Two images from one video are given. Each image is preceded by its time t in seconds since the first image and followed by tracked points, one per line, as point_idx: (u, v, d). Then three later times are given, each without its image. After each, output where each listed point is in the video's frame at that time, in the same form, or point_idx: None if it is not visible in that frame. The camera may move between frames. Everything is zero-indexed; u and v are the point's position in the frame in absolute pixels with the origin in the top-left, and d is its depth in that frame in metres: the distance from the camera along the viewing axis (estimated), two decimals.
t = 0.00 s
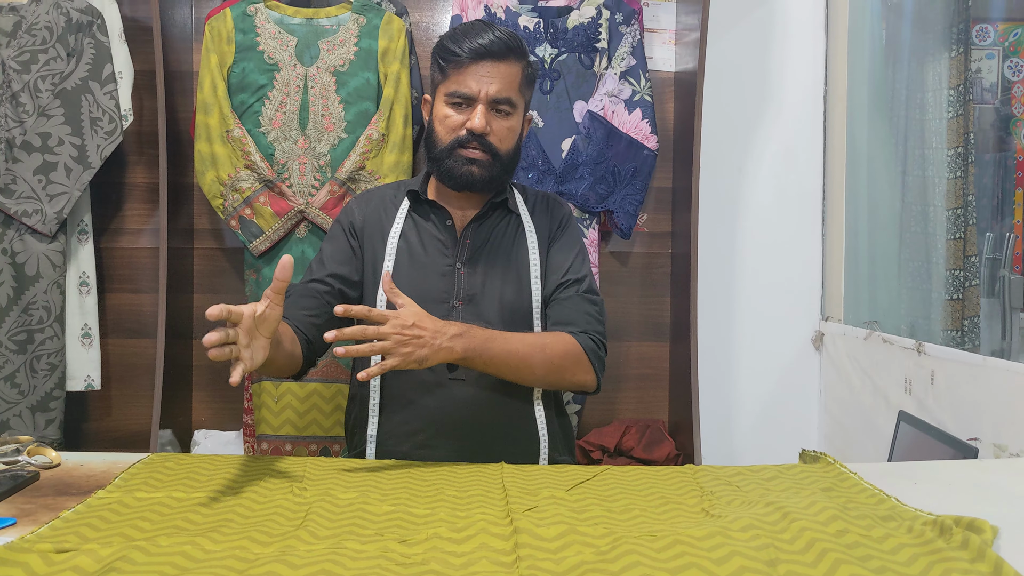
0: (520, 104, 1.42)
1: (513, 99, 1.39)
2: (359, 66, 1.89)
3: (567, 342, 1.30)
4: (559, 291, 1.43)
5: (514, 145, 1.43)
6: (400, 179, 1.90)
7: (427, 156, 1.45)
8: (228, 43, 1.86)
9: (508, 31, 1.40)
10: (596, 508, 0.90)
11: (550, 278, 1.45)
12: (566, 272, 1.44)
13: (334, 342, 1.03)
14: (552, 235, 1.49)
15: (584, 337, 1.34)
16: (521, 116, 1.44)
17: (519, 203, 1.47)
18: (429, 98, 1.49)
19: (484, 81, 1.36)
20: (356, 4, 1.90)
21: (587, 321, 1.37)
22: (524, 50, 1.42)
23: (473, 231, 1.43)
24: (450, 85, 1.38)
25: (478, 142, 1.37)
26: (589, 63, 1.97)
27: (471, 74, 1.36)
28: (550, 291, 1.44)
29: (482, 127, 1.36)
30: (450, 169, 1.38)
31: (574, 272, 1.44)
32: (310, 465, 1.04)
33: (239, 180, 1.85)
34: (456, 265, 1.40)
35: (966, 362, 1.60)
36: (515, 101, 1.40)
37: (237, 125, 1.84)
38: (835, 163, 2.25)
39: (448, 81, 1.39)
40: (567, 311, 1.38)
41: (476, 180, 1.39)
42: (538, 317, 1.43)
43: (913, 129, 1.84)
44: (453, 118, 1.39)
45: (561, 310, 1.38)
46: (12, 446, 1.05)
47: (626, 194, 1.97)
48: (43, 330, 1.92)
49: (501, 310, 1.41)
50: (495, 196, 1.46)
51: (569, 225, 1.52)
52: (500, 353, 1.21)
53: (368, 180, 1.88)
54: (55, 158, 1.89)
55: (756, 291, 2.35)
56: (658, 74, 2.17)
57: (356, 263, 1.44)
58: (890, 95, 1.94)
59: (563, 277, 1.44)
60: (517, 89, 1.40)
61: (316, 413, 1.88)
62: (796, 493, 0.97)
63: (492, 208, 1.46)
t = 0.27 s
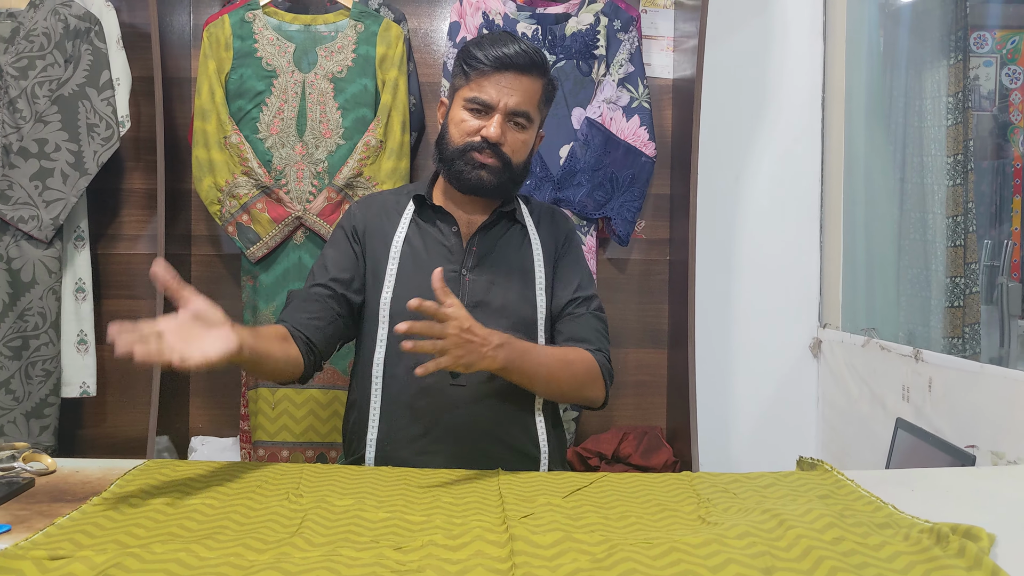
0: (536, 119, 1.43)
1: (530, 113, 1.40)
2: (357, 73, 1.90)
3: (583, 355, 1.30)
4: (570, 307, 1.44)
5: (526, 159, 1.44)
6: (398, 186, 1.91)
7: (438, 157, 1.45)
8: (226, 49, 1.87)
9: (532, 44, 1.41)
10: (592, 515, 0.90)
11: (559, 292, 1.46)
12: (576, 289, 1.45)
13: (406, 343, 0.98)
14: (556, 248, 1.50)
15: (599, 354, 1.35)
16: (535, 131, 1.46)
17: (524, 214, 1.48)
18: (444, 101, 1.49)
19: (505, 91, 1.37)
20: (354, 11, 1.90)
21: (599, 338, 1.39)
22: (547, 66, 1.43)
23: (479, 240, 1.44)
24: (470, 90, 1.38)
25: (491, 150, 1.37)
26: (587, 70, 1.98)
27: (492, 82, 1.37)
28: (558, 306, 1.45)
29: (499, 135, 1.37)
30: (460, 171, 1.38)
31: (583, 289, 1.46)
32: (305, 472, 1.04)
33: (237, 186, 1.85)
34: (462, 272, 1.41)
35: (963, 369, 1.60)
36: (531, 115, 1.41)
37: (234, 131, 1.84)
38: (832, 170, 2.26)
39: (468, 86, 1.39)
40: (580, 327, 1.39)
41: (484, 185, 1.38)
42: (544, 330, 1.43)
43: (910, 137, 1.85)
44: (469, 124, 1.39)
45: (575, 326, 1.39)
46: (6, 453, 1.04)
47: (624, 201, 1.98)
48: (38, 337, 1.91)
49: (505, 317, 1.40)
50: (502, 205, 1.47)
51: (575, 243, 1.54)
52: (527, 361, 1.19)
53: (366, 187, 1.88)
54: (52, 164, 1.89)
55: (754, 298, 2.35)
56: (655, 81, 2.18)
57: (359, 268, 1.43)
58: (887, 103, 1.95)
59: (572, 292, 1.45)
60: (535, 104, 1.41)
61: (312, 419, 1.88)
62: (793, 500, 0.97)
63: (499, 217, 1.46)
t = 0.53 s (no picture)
0: (530, 127, 1.43)
1: (524, 122, 1.40)
2: (356, 78, 1.90)
3: (571, 353, 1.28)
4: (560, 304, 1.43)
5: (521, 167, 1.44)
6: (398, 191, 1.91)
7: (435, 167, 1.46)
8: (226, 55, 1.87)
9: (523, 53, 1.40)
10: (591, 520, 0.90)
11: (552, 290, 1.46)
12: (568, 285, 1.45)
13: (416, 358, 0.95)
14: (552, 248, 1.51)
15: (588, 351, 1.34)
16: (530, 139, 1.46)
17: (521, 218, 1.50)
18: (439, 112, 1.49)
19: (498, 103, 1.36)
20: (354, 17, 1.91)
21: (589, 334, 1.38)
22: (539, 75, 1.42)
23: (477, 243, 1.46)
24: (463, 103, 1.39)
25: (486, 163, 1.38)
26: (586, 76, 1.99)
27: (485, 95, 1.36)
28: (551, 303, 1.44)
29: (493, 148, 1.37)
30: (456, 186, 1.40)
31: (576, 286, 1.45)
32: (304, 477, 1.04)
33: (236, 191, 1.85)
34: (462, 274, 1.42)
35: (962, 374, 1.61)
36: (526, 124, 1.41)
37: (234, 136, 1.85)
38: (831, 175, 2.27)
39: (462, 98, 1.39)
40: (569, 324, 1.39)
41: (480, 198, 1.40)
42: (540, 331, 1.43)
43: (908, 142, 1.85)
44: (464, 135, 1.40)
45: (563, 323, 1.39)
46: (4, 458, 1.04)
47: (623, 207, 1.98)
48: (37, 342, 1.92)
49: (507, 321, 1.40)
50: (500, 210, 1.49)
51: (570, 241, 1.53)
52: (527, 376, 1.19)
53: (365, 192, 1.88)
54: (52, 170, 1.89)
55: (753, 303, 2.36)
56: (655, 87, 2.19)
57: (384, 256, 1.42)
58: (885, 109, 1.96)
59: (564, 289, 1.44)
60: (528, 113, 1.40)
61: (312, 424, 1.88)
62: (791, 506, 0.97)
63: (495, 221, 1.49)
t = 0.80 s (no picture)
0: (537, 128, 1.44)
1: (532, 123, 1.41)
2: (357, 85, 1.91)
3: (608, 383, 1.37)
4: (583, 323, 1.49)
5: (531, 167, 1.45)
6: (398, 197, 1.92)
7: (442, 175, 1.45)
8: (227, 61, 1.88)
9: (525, 54, 1.41)
10: (590, 526, 0.91)
11: (572, 308, 1.50)
12: (587, 304, 1.50)
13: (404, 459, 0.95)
14: (564, 262, 1.52)
15: (615, 371, 1.43)
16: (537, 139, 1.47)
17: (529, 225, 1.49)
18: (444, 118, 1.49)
19: (505, 105, 1.37)
20: (354, 24, 1.92)
21: (611, 353, 1.46)
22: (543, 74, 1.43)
23: (489, 252, 1.45)
24: (471, 107, 1.39)
25: (498, 166, 1.38)
26: (585, 82, 1.99)
27: (492, 97, 1.37)
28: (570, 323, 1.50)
29: (505, 150, 1.38)
30: (469, 191, 1.39)
31: (593, 302, 1.50)
32: (304, 483, 1.05)
33: (237, 198, 1.86)
34: (474, 283, 1.41)
35: (961, 380, 1.61)
36: (533, 125, 1.42)
37: (235, 143, 1.85)
38: (830, 180, 2.28)
39: (469, 103, 1.40)
40: (594, 345, 1.46)
41: (495, 202, 1.40)
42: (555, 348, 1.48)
43: (906, 148, 1.86)
44: (473, 140, 1.40)
45: (589, 345, 1.46)
46: (6, 464, 1.05)
47: (622, 212, 1.99)
48: (40, 347, 1.92)
49: (517, 329, 1.41)
50: (509, 217, 1.48)
51: (577, 252, 1.55)
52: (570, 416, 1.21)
53: (365, 198, 1.89)
54: (54, 175, 1.90)
55: (752, 309, 2.36)
56: (654, 93, 2.19)
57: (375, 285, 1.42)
58: (884, 114, 1.96)
59: (584, 309, 1.49)
60: (535, 113, 1.41)
61: (312, 430, 1.88)
62: (791, 512, 0.97)
63: (507, 229, 1.47)
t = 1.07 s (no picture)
0: (542, 130, 1.44)
1: (536, 126, 1.41)
2: (357, 89, 1.92)
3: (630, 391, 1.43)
4: (595, 329, 1.52)
5: (536, 171, 1.45)
6: (398, 201, 1.92)
7: (447, 181, 1.46)
8: (227, 66, 1.89)
9: (527, 56, 1.41)
10: (590, 530, 0.91)
11: (584, 316, 1.53)
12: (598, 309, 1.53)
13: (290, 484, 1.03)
14: (573, 269, 1.53)
15: (629, 374, 1.48)
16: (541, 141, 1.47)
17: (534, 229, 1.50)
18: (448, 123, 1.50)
19: (509, 108, 1.37)
20: (354, 28, 1.92)
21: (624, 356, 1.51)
22: (546, 76, 1.43)
23: (495, 258, 1.44)
24: (475, 112, 1.39)
25: (503, 171, 1.39)
26: (585, 86, 2.00)
27: (496, 102, 1.37)
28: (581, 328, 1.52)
29: (509, 155, 1.38)
30: (475, 198, 1.40)
31: (603, 306, 1.54)
32: (304, 487, 1.05)
33: (237, 202, 1.86)
34: (479, 289, 1.41)
35: (961, 384, 1.61)
36: (538, 127, 1.42)
37: (235, 147, 1.86)
38: (829, 184, 2.28)
39: (472, 108, 1.40)
40: (608, 350, 1.50)
41: (501, 209, 1.40)
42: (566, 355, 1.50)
43: (905, 152, 1.86)
44: (478, 145, 1.41)
45: (604, 350, 1.50)
46: (7, 468, 1.05)
47: (622, 216, 1.99)
48: (41, 351, 1.92)
49: (521, 334, 1.41)
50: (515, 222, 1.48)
51: (581, 257, 1.57)
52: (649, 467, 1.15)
53: (365, 202, 1.89)
54: (55, 179, 1.90)
55: (752, 312, 2.36)
56: (653, 97, 2.19)
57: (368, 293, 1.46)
58: (883, 118, 1.97)
59: (596, 316, 1.52)
60: (540, 116, 1.41)
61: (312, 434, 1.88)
62: (790, 515, 0.97)
63: (513, 234, 1.48)
